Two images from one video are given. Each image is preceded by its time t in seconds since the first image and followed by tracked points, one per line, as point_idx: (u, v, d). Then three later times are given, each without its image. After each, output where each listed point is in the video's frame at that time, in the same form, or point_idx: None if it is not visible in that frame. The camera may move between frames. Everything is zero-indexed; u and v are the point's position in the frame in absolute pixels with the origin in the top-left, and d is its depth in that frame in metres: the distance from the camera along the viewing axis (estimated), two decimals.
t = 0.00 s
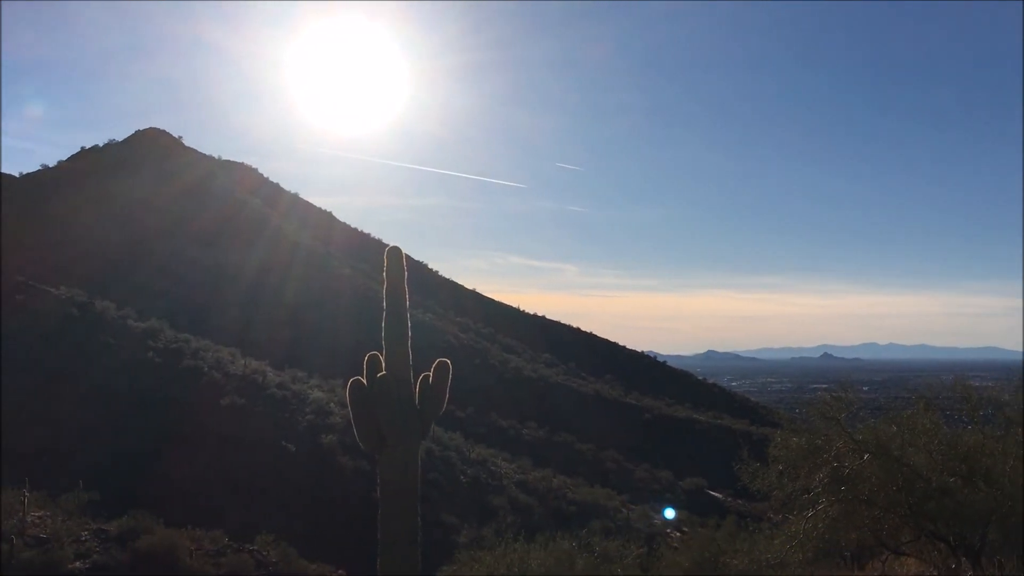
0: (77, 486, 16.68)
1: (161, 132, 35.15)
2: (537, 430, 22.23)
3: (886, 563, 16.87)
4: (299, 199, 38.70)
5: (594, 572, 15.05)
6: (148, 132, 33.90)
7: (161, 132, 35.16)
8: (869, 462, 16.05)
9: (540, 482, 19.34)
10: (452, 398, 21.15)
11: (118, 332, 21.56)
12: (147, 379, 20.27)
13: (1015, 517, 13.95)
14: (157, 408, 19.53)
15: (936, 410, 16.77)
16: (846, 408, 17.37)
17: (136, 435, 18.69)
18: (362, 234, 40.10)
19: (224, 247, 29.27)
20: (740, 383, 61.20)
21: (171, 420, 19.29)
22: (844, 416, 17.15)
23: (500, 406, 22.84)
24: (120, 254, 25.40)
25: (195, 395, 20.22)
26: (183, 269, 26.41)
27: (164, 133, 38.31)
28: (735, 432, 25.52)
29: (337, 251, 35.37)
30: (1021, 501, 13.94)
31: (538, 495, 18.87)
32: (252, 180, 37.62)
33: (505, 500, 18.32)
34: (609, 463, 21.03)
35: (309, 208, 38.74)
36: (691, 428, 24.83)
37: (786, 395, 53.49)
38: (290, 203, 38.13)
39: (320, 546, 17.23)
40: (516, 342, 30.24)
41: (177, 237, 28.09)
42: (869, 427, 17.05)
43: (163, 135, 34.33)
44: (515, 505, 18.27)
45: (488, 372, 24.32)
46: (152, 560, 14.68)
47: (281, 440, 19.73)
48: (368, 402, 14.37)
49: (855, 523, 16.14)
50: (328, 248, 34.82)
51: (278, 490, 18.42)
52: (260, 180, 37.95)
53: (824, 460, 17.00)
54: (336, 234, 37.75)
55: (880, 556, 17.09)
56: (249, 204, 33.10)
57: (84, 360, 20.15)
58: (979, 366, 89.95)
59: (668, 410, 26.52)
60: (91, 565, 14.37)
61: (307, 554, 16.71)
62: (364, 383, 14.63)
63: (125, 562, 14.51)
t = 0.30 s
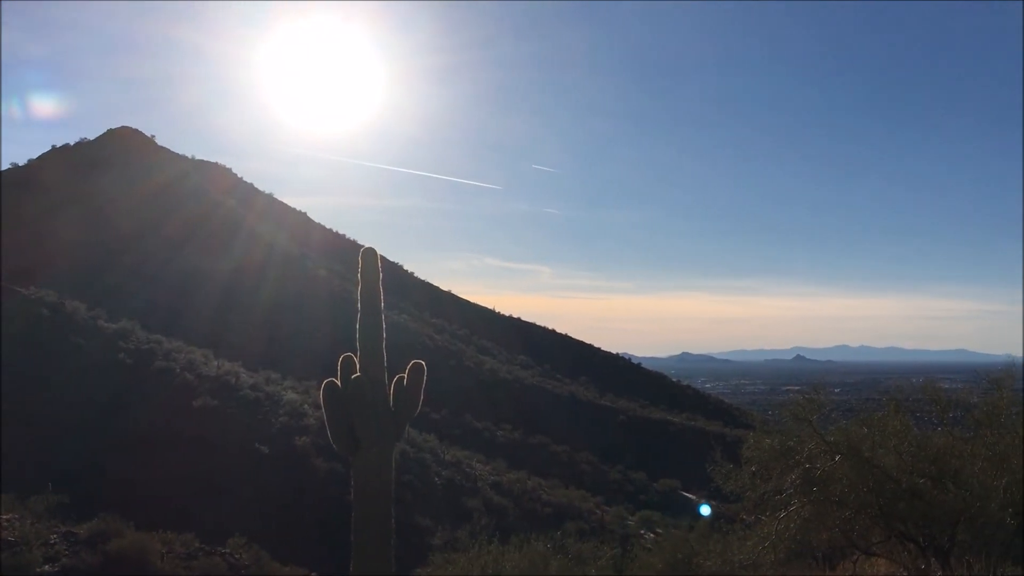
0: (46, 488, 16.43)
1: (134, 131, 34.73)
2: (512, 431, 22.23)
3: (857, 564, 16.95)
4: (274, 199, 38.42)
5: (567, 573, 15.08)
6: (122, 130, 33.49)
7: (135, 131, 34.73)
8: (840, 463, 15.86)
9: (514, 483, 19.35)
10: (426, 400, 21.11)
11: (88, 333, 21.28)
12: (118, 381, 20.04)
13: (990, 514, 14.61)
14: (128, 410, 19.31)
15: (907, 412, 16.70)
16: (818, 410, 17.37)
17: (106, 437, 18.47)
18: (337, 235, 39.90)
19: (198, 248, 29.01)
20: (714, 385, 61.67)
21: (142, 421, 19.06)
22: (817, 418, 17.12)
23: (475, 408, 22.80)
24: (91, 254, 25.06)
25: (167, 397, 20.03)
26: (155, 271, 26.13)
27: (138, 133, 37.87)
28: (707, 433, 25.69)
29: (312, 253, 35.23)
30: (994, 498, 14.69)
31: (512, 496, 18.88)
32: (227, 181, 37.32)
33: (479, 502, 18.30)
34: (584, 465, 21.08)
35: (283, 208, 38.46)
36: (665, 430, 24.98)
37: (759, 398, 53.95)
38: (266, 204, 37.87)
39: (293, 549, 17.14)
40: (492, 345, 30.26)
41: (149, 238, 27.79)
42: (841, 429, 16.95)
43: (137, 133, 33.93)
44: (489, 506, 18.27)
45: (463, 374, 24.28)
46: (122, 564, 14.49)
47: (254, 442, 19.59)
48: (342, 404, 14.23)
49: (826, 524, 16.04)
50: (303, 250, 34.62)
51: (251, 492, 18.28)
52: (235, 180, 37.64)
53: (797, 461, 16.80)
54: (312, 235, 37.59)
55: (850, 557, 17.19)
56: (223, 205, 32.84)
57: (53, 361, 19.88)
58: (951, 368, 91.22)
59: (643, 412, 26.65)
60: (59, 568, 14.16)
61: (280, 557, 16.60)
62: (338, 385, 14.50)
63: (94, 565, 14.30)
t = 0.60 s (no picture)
0: (11, 491, 16.17)
1: (103, 129, 34.25)
2: (484, 433, 22.22)
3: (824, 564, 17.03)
4: (245, 199, 38.11)
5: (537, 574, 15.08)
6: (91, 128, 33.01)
7: (103, 130, 34.26)
8: (809, 464, 15.95)
9: (485, 485, 19.34)
10: (397, 401, 21.04)
11: (54, 333, 20.97)
12: (84, 383, 19.79)
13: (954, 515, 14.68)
14: (95, 412, 19.08)
15: (873, 413, 16.80)
16: (786, 411, 17.41)
17: (72, 439, 18.22)
18: (309, 236, 39.67)
19: (168, 248, 28.71)
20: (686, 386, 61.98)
21: (109, 423, 18.81)
22: (785, 419, 17.15)
23: (447, 409, 22.74)
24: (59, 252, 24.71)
25: (135, 398, 19.81)
26: (123, 271, 25.82)
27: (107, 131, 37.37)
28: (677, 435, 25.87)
29: (284, 253, 35.05)
30: (958, 499, 14.78)
31: (483, 498, 18.86)
32: (198, 180, 36.95)
33: (450, 503, 18.25)
34: (556, 466, 21.13)
35: (255, 208, 38.18)
36: (636, 432, 25.12)
37: (729, 399, 54.24)
38: (237, 203, 37.56)
39: (263, 551, 17.03)
40: (464, 346, 30.26)
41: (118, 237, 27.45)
42: (809, 430, 17.09)
43: (105, 132, 33.47)
44: (461, 507, 18.25)
45: (435, 374, 24.23)
46: (87, 568, 14.29)
47: (224, 443, 19.44)
48: (312, 404, 14.04)
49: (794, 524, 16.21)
50: (275, 250, 34.40)
51: (220, 494, 18.14)
52: (206, 180, 37.29)
53: (765, 463, 16.76)
54: (284, 236, 37.36)
55: (817, 557, 17.30)
56: (194, 204, 32.51)
57: (18, 363, 19.57)
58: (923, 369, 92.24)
59: (614, 413, 26.77)
60: (24, 573, 13.92)
61: (249, 560, 16.49)
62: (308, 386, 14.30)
63: (59, 569, 14.09)
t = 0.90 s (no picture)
0: None
1: (70, 127, 33.75)
2: (454, 434, 22.18)
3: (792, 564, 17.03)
4: (216, 199, 37.80)
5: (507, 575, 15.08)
6: (57, 126, 32.51)
7: (70, 127, 33.76)
8: (778, 464, 15.93)
9: (456, 486, 19.31)
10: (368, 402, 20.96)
11: (18, 334, 20.62)
12: (49, 384, 19.49)
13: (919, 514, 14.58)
14: (60, 414, 18.81)
15: (840, 412, 16.77)
16: (755, 411, 17.44)
17: (37, 442, 17.92)
18: (280, 237, 39.42)
19: (136, 247, 28.37)
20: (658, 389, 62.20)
21: (74, 425, 18.55)
22: (754, 420, 17.20)
23: (417, 410, 22.69)
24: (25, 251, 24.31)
25: (101, 400, 19.56)
26: (89, 271, 25.47)
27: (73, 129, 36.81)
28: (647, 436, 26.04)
29: (254, 254, 34.87)
30: (923, 499, 14.58)
31: (454, 499, 18.82)
32: (167, 178, 36.54)
33: (421, 505, 18.20)
34: (526, 467, 21.17)
35: (225, 209, 37.88)
36: (607, 432, 25.24)
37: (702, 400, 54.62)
38: (206, 203, 37.22)
39: (232, 555, 16.89)
40: (435, 347, 30.24)
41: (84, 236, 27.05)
42: (778, 430, 16.93)
43: (72, 130, 32.97)
44: (431, 509, 18.20)
45: (406, 375, 24.17)
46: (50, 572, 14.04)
47: (192, 446, 19.28)
48: (282, 406, 13.76)
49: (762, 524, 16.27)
50: (246, 251, 34.17)
51: (189, 497, 17.98)
52: (175, 179, 36.89)
53: (734, 463, 16.90)
54: (254, 236, 37.14)
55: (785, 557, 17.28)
56: (163, 203, 32.17)
57: None
58: (894, 370, 93.50)
59: (585, 414, 26.88)
60: None
61: (217, 564, 16.34)
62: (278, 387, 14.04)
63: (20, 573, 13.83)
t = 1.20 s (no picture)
0: None
1: (34, 123, 33.14)
2: (427, 434, 22.14)
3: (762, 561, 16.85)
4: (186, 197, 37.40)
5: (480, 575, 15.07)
6: (22, 121, 31.89)
7: (35, 123, 33.15)
8: (748, 463, 15.35)
9: (429, 487, 19.27)
10: (340, 403, 20.86)
11: None
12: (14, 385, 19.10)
13: (887, 512, 14.58)
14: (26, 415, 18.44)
15: (811, 412, 16.57)
16: (726, 411, 17.09)
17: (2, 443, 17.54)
18: (252, 238, 39.13)
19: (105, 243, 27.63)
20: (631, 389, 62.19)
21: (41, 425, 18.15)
22: (726, 420, 16.79)
23: (390, 410, 22.61)
24: None
25: (68, 400, 19.20)
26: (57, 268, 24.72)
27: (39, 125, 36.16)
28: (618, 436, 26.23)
29: (224, 254, 34.70)
30: (892, 497, 14.55)
31: (428, 500, 18.77)
32: (134, 176, 36.06)
33: (394, 505, 18.14)
34: (499, 467, 21.20)
35: (195, 208, 37.51)
36: (579, 432, 25.34)
37: (671, 401, 55.19)
38: (175, 200, 36.84)
39: (202, 558, 16.74)
40: (408, 348, 30.21)
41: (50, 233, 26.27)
42: (749, 430, 16.68)
43: (36, 125, 32.28)
44: (404, 509, 18.15)
45: (379, 375, 24.08)
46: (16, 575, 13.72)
47: (162, 448, 19.13)
48: (253, 408, 13.42)
49: (734, 523, 15.72)
50: (216, 252, 33.91)
51: (159, 500, 17.83)
52: (143, 176, 36.41)
53: (706, 463, 16.32)
54: (224, 236, 36.92)
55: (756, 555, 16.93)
56: (131, 200, 31.59)
57: None
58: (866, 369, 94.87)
59: (558, 414, 26.96)
60: None
61: (188, 567, 16.20)
62: (248, 389, 13.70)
63: None
